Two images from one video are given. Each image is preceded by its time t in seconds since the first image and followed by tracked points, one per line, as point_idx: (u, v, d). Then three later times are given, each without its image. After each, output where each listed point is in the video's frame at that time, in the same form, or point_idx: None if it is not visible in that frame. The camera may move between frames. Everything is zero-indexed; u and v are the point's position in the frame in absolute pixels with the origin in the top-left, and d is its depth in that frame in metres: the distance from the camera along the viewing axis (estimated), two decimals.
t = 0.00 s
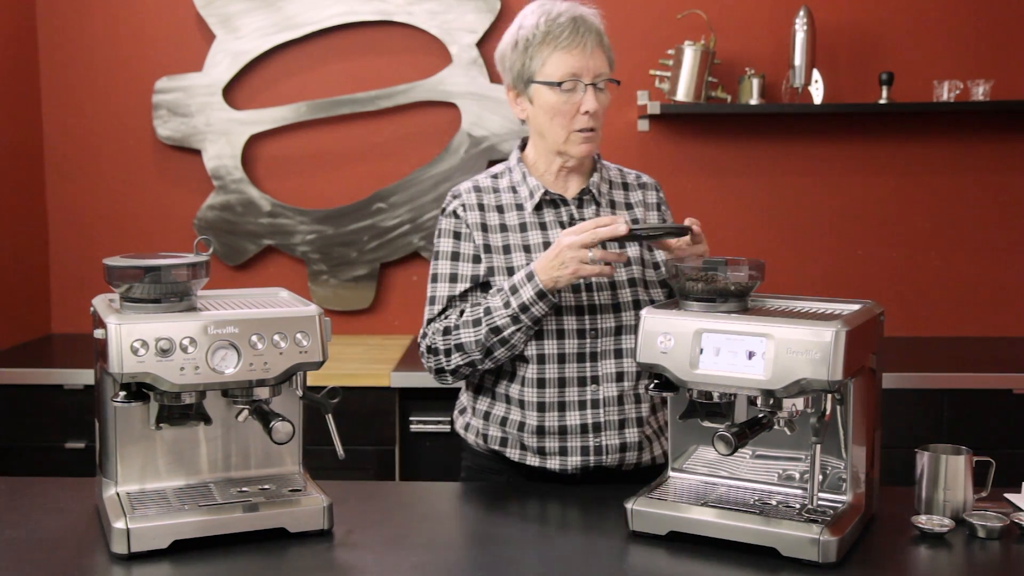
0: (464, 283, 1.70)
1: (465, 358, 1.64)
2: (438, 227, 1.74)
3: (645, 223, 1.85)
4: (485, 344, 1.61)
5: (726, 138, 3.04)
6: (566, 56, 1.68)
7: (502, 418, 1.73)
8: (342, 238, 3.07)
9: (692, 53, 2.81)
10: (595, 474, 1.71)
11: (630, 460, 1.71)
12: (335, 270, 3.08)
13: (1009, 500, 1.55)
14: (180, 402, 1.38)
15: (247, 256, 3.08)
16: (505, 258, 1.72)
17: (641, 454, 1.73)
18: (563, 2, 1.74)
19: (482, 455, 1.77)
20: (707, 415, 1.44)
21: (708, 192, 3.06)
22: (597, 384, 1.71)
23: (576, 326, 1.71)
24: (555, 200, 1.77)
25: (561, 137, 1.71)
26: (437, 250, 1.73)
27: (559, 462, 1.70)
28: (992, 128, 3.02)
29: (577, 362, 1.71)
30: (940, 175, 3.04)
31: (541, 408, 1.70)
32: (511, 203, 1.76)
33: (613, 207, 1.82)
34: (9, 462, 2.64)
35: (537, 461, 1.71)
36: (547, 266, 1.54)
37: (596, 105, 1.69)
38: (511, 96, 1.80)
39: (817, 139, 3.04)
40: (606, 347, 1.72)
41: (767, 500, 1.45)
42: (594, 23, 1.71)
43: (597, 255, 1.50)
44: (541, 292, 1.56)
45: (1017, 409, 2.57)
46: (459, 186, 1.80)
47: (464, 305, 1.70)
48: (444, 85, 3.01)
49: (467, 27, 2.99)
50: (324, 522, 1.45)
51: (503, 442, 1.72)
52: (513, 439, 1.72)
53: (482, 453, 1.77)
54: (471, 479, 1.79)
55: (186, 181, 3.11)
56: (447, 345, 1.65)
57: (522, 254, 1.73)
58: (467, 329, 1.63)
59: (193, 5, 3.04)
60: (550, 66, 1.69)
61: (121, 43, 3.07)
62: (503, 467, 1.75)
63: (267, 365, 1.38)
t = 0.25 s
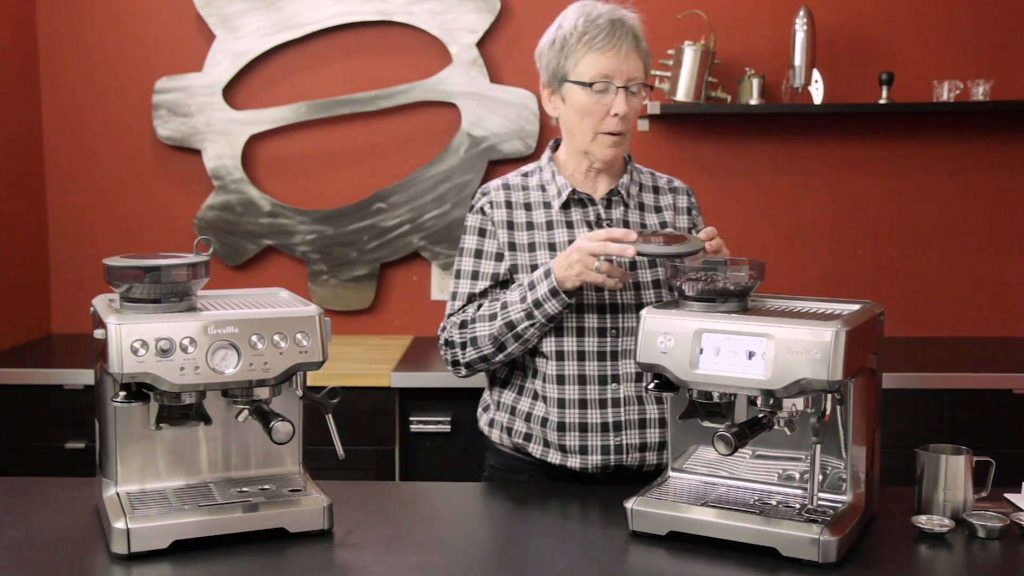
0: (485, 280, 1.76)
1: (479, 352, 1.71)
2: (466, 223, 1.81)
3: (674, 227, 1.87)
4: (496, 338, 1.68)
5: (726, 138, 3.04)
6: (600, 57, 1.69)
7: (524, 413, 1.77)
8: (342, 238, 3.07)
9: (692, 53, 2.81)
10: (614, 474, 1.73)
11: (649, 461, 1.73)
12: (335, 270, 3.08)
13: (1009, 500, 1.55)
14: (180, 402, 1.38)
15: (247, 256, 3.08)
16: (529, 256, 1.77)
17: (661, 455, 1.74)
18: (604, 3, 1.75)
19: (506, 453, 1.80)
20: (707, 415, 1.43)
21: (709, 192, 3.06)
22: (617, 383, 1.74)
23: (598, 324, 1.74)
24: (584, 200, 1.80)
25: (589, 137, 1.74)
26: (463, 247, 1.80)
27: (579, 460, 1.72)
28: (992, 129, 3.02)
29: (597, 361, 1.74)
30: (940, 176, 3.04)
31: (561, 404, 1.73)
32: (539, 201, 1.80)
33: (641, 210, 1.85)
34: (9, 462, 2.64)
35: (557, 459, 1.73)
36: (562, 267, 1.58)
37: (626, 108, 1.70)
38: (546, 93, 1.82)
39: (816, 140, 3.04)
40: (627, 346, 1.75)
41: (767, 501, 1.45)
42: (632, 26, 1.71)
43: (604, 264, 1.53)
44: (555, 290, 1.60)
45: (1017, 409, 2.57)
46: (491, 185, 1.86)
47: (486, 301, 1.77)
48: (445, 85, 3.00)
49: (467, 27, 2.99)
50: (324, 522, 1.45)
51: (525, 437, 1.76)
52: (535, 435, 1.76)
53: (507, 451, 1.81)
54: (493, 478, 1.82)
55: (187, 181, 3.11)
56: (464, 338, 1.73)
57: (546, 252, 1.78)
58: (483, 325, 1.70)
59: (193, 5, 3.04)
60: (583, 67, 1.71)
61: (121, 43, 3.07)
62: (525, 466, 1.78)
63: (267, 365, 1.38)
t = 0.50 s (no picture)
0: (501, 277, 1.79)
1: (491, 345, 1.74)
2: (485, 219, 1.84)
3: (694, 231, 1.87)
4: (507, 332, 1.71)
5: (725, 138, 3.04)
6: (623, 60, 1.69)
7: (535, 409, 1.79)
8: (342, 238, 3.06)
9: (692, 53, 2.80)
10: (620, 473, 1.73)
11: (656, 462, 1.73)
12: (335, 270, 3.08)
13: (1009, 500, 1.55)
14: (180, 402, 1.38)
15: (247, 256, 3.08)
16: (545, 254, 1.80)
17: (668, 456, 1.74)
18: (634, 6, 1.74)
19: (517, 450, 1.82)
20: (707, 415, 1.44)
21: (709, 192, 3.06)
22: (626, 383, 1.74)
23: (610, 323, 1.75)
24: (602, 200, 1.81)
25: (609, 139, 1.74)
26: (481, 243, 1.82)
27: (586, 457, 1.72)
28: (993, 129, 3.02)
29: (607, 360, 1.74)
30: (940, 177, 3.04)
31: (571, 401, 1.74)
32: (558, 200, 1.82)
33: (660, 212, 1.84)
34: (9, 462, 2.64)
35: (565, 456, 1.74)
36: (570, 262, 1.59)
37: (646, 112, 1.69)
38: (571, 92, 1.82)
39: (815, 140, 3.04)
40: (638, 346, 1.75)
41: (767, 501, 1.46)
42: (659, 29, 1.70)
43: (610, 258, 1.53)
44: (563, 286, 1.62)
45: (1017, 409, 2.57)
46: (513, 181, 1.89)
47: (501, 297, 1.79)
48: (445, 85, 3.00)
49: (467, 27, 2.99)
50: (324, 522, 1.45)
51: (535, 433, 1.77)
52: (545, 432, 1.77)
53: (518, 449, 1.81)
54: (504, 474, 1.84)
55: (187, 182, 3.11)
56: (478, 332, 1.76)
57: (562, 250, 1.79)
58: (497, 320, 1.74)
59: (193, 5, 3.04)
60: (606, 69, 1.71)
61: (121, 43, 3.07)
62: (534, 463, 1.79)
63: (267, 365, 1.38)
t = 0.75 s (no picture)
0: (508, 275, 1.80)
1: (495, 341, 1.75)
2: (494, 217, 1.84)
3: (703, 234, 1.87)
4: (511, 328, 1.72)
5: (725, 138, 3.04)
6: (633, 59, 1.69)
7: (540, 407, 1.79)
8: (342, 238, 3.06)
9: (692, 53, 2.80)
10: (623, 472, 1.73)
11: (659, 462, 1.72)
12: (335, 270, 3.08)
13: (1009, 500, 1.55)
14: (180, 402, 1.38)
15: (247, 256, 3.08)
16: (553, 253, 1.80)
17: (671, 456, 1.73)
18: (647, 6, 1.74)
19: (521, 448, 1.82)
20: (707, 415, 1.44)
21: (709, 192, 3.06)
22: (630, 383, 1.74)
23: (614, 323, 1.75)
24: (612, 201, 1.80)
25: (619, 138, 1.74)
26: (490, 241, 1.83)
27: (589, 456, 1.72)
28: (993, 129, 3.02)
29: (612, 360, 1.74)
30: (940, 177, 3.04)
31: (575, 400, 1.74)
32: (567, 200, 1.82)
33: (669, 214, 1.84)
34: (9, 462, 2.64)
35: (568, 454, 1.74)
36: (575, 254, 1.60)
37: (656, 111, 1.69)
38: (582, 92, 1.83)
39: (815, 140, 3.04)
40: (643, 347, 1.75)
41: (767, 500, 1.46)
42: (671, 30, 1.70)
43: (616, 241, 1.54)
44: (564, 282, 1.63)
45: (1017, 409, 2.57)
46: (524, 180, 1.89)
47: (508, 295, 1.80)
48: (445, 85, 3.00)
49: (467, 27, 2.99)
50: (324, 522, 1.45)
51: (539, 431, 1.78)
52: (549, 430, 1.77)
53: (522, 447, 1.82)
54: (509, 471, 1.85)
55: (187, 181, 3.11)
56: (484, 329, 1.77)
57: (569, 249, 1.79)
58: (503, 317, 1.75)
59: (193, 5, 3.04)
60: (617, 68, 1.71)
61: (121, 43, 3.07)
62: (538, 461, 1.79)
63: (267, 365, 1.38)
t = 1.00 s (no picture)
0: (511, 275, 1.80)
1: (498, 341, 1.75)
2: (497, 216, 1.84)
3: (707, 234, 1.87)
4: (514, 328, 1.72)
5: (725, 138, 3.04)
6: (633, 58, 1.69)
7: (542, 407, 1.79)
8: (342, 238, 3.06)
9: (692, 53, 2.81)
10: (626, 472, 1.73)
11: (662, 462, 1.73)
12: (335, 270, 3.08)
13: (1009, 500, 1.55)
14: (179, 402, 1.38)
15: (247, 256, 3.08)
16: (557, 253, 1.80)
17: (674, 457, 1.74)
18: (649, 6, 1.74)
19: (523, 448, 1.82)
20: (707, 415, 1.44)
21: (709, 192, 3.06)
22: (633, 384, 1.74)
23: (618, 324, 1.75)
24: (616, 201, 1.80)
25: (620, 137, 1.74)
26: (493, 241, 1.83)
27: (592, 456, 1.72)
28: (993, 129, 3.02)
29: (615, 360, 1.74)
30: (940, 177, 3.04)
31: (578, 400, 1.74)
32: (571, 200, 1.82)
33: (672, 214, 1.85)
34: (9, 462, 2.64)
35: (570, 454, 1.74)
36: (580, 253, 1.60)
37: (656, 110, 1.69)
38: (586, 93, 1.83)
39: (815, 140, 3.04)
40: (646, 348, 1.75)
41: (767, 500, 1.46)
42: (672, 29, 1.70)
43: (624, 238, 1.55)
44: (567, 281, 1.63)
45: (1017, 409, 2.57)
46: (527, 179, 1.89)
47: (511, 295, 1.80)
48: (444, 85, 3.00)
49: (467, 27, 2.99)
50: (324, 522, 1.45)
51: (541, 431, 1.78)
52: (551, 431, 1.77)
53: (524, 447, 1.82)
54: (510, 471, 1.85)
55: (187, 181, 3.11)
56: (487, 328, 1.77)
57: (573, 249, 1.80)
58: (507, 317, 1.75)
59: (193, 5, 3.04)
60: (617, 67, 1.71)
61: (121, 43, 3.07)
62: (541, 461, 1.79)
63: (267, 365, 1.38)
